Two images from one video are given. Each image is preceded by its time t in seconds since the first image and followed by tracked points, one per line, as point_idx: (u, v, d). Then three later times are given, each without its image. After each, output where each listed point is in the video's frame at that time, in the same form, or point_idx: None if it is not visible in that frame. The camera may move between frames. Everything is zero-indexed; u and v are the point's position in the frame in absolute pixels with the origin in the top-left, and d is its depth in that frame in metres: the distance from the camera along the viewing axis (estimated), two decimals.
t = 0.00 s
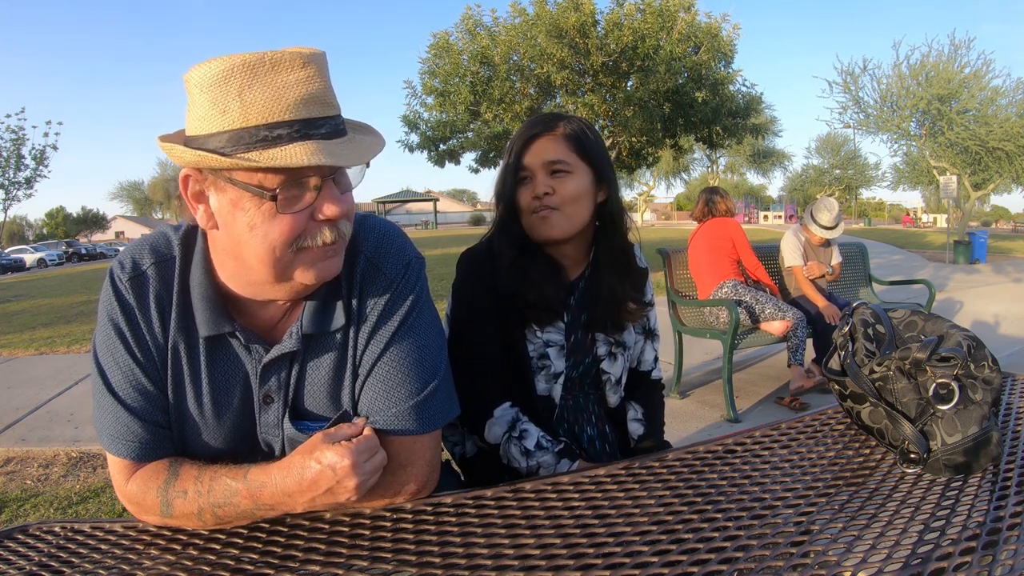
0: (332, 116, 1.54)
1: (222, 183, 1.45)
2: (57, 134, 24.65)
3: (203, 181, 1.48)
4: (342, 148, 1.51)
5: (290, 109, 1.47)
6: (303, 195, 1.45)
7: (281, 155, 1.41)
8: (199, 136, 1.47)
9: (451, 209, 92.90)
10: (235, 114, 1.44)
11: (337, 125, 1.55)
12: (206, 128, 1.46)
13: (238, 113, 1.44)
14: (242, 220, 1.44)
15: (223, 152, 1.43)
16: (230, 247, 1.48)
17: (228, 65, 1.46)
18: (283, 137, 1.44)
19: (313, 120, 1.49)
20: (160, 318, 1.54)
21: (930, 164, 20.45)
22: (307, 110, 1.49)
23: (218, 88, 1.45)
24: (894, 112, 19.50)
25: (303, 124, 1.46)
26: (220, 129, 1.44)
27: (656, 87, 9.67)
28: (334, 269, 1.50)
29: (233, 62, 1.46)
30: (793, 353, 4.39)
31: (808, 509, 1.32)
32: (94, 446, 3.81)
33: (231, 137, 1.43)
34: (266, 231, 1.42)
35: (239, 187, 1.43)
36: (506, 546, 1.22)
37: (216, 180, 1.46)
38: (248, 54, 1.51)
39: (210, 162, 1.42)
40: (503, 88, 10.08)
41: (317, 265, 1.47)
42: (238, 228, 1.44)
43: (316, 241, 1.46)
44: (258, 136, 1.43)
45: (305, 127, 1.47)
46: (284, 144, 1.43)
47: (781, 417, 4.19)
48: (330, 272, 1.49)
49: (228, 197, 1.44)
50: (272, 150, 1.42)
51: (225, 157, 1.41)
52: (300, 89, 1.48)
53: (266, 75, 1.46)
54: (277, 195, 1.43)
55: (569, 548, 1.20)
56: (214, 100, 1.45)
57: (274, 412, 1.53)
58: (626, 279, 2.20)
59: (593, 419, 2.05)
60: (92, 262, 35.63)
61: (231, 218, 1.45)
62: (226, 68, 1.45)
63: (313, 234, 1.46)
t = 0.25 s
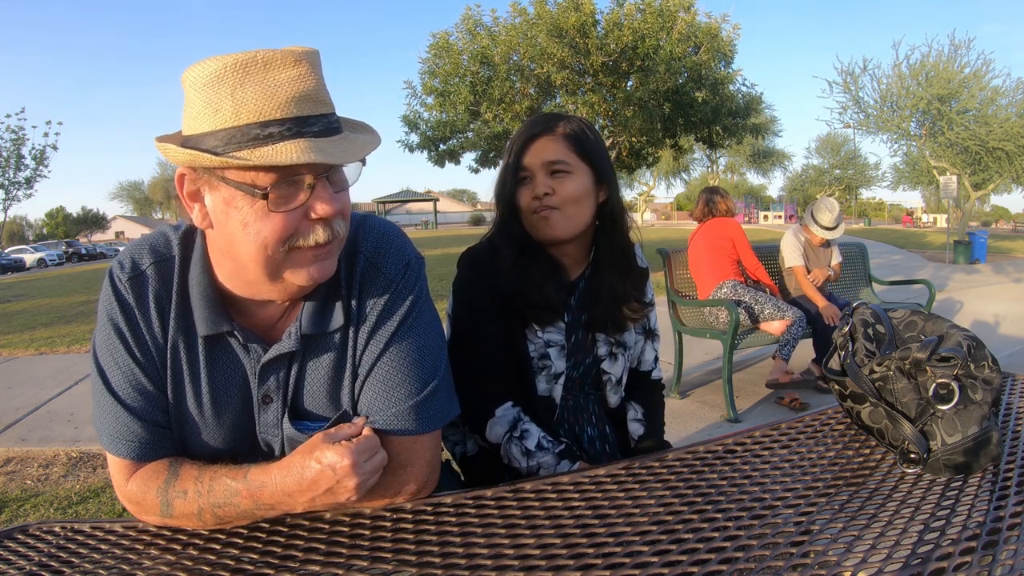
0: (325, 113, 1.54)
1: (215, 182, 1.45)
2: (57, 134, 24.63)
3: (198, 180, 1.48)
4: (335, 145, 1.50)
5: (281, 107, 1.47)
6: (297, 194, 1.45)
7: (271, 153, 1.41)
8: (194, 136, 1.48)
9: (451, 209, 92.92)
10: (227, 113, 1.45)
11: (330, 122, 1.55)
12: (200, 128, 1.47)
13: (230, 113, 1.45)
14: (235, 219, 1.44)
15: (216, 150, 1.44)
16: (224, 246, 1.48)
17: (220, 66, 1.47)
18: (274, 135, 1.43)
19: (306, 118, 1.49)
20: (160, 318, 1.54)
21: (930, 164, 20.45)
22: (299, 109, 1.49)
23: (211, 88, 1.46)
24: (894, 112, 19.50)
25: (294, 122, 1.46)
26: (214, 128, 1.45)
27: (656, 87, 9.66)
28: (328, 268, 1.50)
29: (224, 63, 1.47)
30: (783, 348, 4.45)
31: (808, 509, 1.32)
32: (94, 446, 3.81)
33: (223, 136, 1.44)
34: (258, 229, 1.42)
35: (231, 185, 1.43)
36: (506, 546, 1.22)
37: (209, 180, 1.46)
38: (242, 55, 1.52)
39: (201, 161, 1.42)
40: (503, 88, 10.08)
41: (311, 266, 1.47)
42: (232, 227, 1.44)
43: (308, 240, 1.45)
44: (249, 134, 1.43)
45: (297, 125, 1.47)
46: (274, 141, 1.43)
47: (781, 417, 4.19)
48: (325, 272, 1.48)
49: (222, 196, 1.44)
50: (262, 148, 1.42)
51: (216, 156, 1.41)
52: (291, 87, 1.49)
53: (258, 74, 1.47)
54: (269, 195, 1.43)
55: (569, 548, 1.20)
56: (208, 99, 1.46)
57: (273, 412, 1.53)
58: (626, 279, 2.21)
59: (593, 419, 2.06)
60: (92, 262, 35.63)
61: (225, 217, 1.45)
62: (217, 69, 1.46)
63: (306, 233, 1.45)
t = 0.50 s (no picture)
0: (321, 114, 1.55)
1: (210, 179, 1.45)
2: (57, 134, 24.61)
3: (194, 177, 1.48)
4: (330, 145, 1.50)
5: (276, 106, 1.47)
6: (292, 194, 1.45)
7: (264, 152, 1.41)
8: (191, 133, 1.49)
9: (451, 209, 92.95)
10: (223, 111, 1.45)
11: (327, 122, 1.55)
12: (197, 126, 1.48)
13: (226, 112, 1.45)
14: (229, 216, 1.44)
15: (211, 148, 1.44)
16: (220, 245, 1.48)
17: (217, 65, 1.47)
18: (268, 134, 1.43)
19: (300, 118, 1.49)
20: (160, 317, 1.54)
21: (930, 164, 20.45)
22: (294, 108, 1.49)
23: (209, 86, 1.46)
24: (894, 112, 19.51)
25: (290, 121, 1.46)
26: (209, 126, 1.46)
27: (656, 87, 9.66)
28: (323, 269, 1.49)
29: (221, 62, 1.48)
30: (788, 351, 4.42)
31: (808, 509, 1.32)
32: (94, 446, 3.82)
33: (218, 134, 1.44)
34: (251, 227, 1.42)
35: (225, 183, 1.43)
36: (507, 546, 1.22)
37: (205, 178, 1.46)
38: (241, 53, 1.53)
39: (196, 159, 1.43)
40: (503, 88, 10.08)
41: (304, 267, 1.46)
42: (226, 224, 1.45)
43: (301, 240, 1.44)
44: (244, 132, 1.43)
45: (291, 125, 1.47)
46: (268, 140, 1.43)
47: (781, 417, 4.19)
48: (320, 272, 1.48)
49: (216, 193, 1.45)
50: (257, 146, 1.42)
51: (210, 154, 1.41)
52: (287, 86, 1.49)
53: (255, 73, 1.47)
54: (263, 196, 1.43)
55: (569, 548, 1.20)
56: (205, 97, 1.47)
57: (273, 412, 1.53)
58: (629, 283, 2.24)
59: (591, 416, 2.07)
60: (91, 262, 35.61)
61: (219, 214, 1.45)
62: (214, 67, 1.47)
63: (299, 233, 1.45)
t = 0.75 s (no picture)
0: (317, 113, 1.54)
1: (205, 177, 1.46)
2: (57, 134, 24.59)
3: (192, 175, 1.49)
4: (325, 144, 1.49)
5: (270, 105, 1.47)
6: (284, 193, 1.44)
7: (255, 150, 1.41)
8: (191, 131, 1.50)
9: (451, 209, 92.97)
10: (219, 110, 1.46)
11: (323, 121, 1.55)
12: (194, 125, 1.49)
13: (223, 110, 1.46)
14: (223, 214, 1.44)
15: (207, 146, 1.45)
16: (214, 243, 1.49)
17: (215, 65, 1.48)
18: (260, 133, 1.43)
19: (295, 117, 1.48)
20: (161, 317, 1.54)
21: (930, 164, 20.44)
22: (288, 107, 1.49)
23: (207, 84, 1.47)
24: (895, 111, 19.51)
25: (284, 119, 1.46)
26: (207, 124, 1.47)
27: (656, 87, 9.66)
28: (315, 269, 1.49)
29: (219, 61, 1.48)
30: (791, 352, 4.39)
31: (809, 509, 1.32)
32: (94, 446, 3.82)
33: (213, 132, 1.45)
34: (242, 225, 1.42)
35: (219, 180, 1.43)
36: (507, 546, 1.22)
37: (200, 177, 1.47)
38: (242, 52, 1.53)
39: (190, 156, 1.43)
40: (503, 88, 10.08)
41: (297, 267, 1.46)
42: (220, 221, 1.45)
43: (293, 240, 1.44)
44: (238, 131, 1.43)
45: (284, 124, 1.46)
46: (262, 138, 1.42)
47: (781, 417, 4.19)
48: (312, 274, 1.48)
49: (211, 190, 1.45)
50: (249, 144, 1.41)
51: (203, 151, 1.41)
52: (283, 85, 1.49)
53: (251, 72, 1.47)
54: (251, 197, 1.43)
55: (569, 548, 1.20)
56: (204, 95, 1.48)
57: (272, 411, 1.53)
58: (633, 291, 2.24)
59: (591, 416, 2.04)
60: (91, 262, 35.61)
61: (214, 212, 1.46)
62: (212, 66, 1.47)
63: (291, 232, 1.44)
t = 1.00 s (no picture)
0: (313, 112, 1.54)
1: (201, 178, 1.46)
2: (57, 134, 24.59)
3: (188, 174, 1.49)
4: (320, 144, 1.49)
5: (266, 104, 1.47)
6: (281, 193, 1.44)
7: (252, 150, 1.40)
8: (186, 131, 1.50)
9: (451, 209, 92.97)
10: (215, 110, 1.46)
11: (318, 120, 1.54)
12: (190, 125, 1.49)
13: (220, 110, 1.45)
14: (219, 214, 1.44)
15: (203, 147, 1.45)
16: (213, 245, 1.50)
17: (209, 66, 1.48)
18: (257, 132, 1.43)
19: (291, 116, 1.48)
20: (159, 317, 1.54)
21: (931, 164, 20.45)
22: (285, 106, 1.49)
23: (202, 84, 1.47)
24: (895, 111, 19.52)
25: (278, 119, 1.46)
26: (202, 124, 1.47)
27: (656, 87, 9.66)
28: (314, 268, 1.49)
29: (212, 62, 1.48)
30: (792, 353, 4.39)
31: (809, 509, 1.32)
32: (94, 446, 3.82)
33: (209, 132, 1.45)
34: (239, 226, 1.42)
35: (215, 180, 1.43)
36: (507, 546, 1.22)
37: (196, 178, 1.47)
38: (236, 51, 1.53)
39: (186, 158, 1.43)
40: (503, 88, 10.08)
41: (295, 267, 1.47)
42: (216, 222, 1.45)
43: (290, 239, 1.45)
44: (233, 131, 1.42)
45: (281, 123, 1.46)
46: (257, 138, 1.42)
47: (781, 417, 4.19)
48: (311, 274, 1.49)
49: (207, 190, 1.45)
50: (245, 145, 1.41)
51: (198, 152, 1.41)
52: (278, 84, 1.49)
53: (246, 71, 1.47)
54: (248, 200, 1.42)
55: (569, 548, 1.20)
56: (199, 95, 1.48)
57: (271, 410, 1.53)
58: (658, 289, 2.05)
59: (592, 420, 2.06)
60: (91, 262, 35.62)
61: (210, 213, 1.46)
62: (206, 66, 1.47)
63: (289, 232, 1.45)
